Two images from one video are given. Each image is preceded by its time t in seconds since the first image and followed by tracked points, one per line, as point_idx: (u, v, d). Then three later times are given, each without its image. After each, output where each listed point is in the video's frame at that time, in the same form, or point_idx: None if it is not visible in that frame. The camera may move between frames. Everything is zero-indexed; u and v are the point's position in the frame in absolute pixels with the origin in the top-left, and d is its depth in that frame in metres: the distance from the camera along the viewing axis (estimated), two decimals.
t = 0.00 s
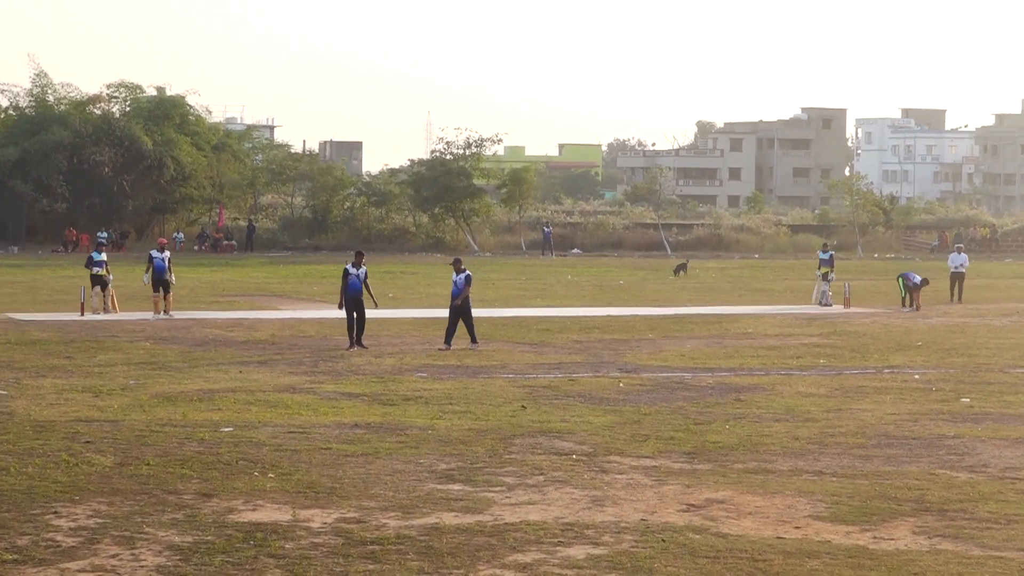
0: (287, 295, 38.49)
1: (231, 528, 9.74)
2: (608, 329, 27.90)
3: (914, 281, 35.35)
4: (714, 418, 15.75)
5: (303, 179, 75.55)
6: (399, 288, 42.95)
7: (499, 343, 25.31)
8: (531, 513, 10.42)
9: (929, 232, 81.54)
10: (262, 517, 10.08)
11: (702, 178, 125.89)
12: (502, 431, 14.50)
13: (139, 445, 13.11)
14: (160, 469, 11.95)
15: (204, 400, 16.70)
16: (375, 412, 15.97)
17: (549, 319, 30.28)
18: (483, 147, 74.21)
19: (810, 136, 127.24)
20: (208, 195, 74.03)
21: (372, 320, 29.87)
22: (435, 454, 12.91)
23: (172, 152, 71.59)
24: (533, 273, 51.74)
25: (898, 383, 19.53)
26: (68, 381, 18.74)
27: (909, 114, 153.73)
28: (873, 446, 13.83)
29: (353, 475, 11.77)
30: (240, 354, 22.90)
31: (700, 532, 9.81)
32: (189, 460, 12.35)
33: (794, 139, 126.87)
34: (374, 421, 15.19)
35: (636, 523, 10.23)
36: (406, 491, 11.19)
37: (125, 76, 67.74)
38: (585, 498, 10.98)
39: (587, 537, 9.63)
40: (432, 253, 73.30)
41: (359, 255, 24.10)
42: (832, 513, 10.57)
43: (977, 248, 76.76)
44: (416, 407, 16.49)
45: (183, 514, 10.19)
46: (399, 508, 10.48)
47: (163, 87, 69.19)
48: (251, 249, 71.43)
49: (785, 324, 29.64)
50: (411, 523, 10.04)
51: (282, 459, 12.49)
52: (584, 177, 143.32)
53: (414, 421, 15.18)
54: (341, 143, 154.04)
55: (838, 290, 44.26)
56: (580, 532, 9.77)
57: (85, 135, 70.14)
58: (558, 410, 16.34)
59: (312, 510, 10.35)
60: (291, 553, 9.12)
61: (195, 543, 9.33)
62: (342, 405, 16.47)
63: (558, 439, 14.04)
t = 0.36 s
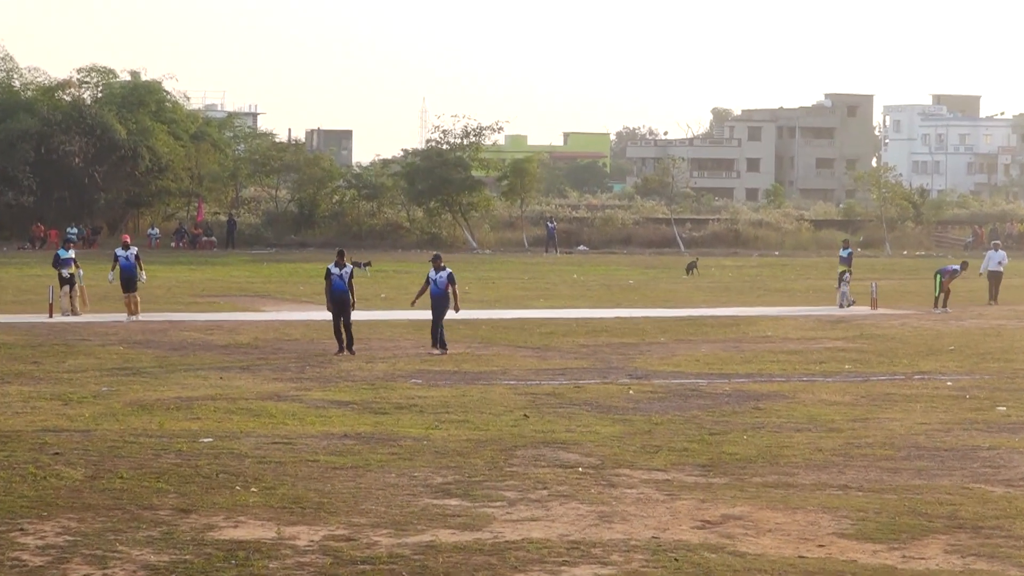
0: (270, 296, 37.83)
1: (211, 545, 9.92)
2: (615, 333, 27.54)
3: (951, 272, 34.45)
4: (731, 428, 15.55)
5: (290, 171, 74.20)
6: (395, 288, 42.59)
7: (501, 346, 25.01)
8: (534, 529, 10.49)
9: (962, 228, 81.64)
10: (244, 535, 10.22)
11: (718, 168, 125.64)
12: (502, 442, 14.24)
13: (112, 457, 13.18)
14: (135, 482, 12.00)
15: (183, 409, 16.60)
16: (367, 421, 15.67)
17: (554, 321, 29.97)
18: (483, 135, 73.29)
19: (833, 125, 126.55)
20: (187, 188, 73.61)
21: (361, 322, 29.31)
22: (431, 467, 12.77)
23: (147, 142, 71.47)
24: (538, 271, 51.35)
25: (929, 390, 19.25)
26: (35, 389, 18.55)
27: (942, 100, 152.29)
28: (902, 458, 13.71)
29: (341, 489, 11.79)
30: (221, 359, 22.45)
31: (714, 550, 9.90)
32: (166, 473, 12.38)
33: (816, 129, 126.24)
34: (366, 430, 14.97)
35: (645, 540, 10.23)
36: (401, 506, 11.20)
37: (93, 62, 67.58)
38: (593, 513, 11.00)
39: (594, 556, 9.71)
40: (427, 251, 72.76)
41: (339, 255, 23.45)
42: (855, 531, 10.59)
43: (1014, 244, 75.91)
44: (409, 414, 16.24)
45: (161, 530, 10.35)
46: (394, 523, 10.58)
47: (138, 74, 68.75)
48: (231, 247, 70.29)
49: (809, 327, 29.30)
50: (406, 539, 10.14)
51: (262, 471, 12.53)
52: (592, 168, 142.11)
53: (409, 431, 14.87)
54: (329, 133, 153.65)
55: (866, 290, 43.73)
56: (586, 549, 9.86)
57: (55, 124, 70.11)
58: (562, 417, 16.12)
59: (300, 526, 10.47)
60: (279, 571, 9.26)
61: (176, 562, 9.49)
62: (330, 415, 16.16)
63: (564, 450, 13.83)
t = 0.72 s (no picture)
0: (264, 297, 37.25)
1: (205, 564, 9.85)
2: (639, 336, 27.24)
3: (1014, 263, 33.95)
4: (765, 440, 15.41)
5: (291, 160, 74.46)
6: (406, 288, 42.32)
7: (522, 350, 24.75)
8: (555, 548, 10.50)
9: (1015, 223, 81.26)
10: (240, 553, 10.12)
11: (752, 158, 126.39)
12: (519, 454, 14.10)
13: (97, 471, 12.90)
14: (123, 497, 11.77)
15: (173, 418, 16.16)
16: (374, 432, 15.30)
17: (574, 323, 29.70)
18: (498, 125, 72.65)
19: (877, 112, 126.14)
20: (178, 179, 73.79)
21: (370, 324, 28.93)
22: (442, 482, 12.67)
23: (136, 130, 70.62)
24: (556, 269, 50.98)
25: (980, 399, 18.94)
26: (21, 397, 18.07)
27: (991, 85, 150.82)
28: (950, 472, 13.58)
29: (346, 505, 11.69)
30: (215, 364, 22.03)
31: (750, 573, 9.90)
32: (156, 489, 12.13)
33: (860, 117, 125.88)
34: (372, 442, 14.61)
35: (673, 560, 10.23)
36: (409, 524, 11.13)
37: (80, 47, 67.03)
38: (619, 531, 10.98)
39: None
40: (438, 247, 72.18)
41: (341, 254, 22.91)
42: (899, 551, 10.54)
43: None
44: (418, 425, 15.87)
45: (152, 547, 10.25)
46: (402, 543, 10.53)
47: (123, 56, 68.40)
48: (229, 243, 70.18)
49: (852, 329, 28.93)
50: (417, 559, 10.11)
51: (261, 484, 12.41)
52: (616, 159, 142.25)
53: (421, 443, 14.65)
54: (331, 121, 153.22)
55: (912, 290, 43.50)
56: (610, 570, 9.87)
57: (38, 111, 69.30)
58: (583, 428, 15.92)
59: (299, 544, 10.40)
60: None
61: None
62: (332, 425, 15.73)
63: (588, 463, 13.73)
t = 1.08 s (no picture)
0: (256, 298, 36.71)
1: None
2: (653, 340, 26.72)
3: None
4: (789, 452, 14.96)
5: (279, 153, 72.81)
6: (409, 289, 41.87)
7: (531, 355, 24.25)
8: (560, 569, 10.12)
9: None
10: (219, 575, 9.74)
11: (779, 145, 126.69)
12: (524, 467, 13.68)
13: (70, 485, 12.48)
14: (97, 514, 11.37)
15: (152, 429, 15.69)
16: (367, 443, 14.87)
17: (584, 326, 29.18)
18: (502, 113, 72.35)
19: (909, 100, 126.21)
20: (155, 170, 73.73)
21: (372, 328, 28.42)
22: (441, 497, 12.23)
23: (111, 118, 70.33)
24: (570, 269, 50.50)
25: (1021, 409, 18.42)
26: None
27: None
28: (989, 487, 13.16)
29: (337, 522, 11.26)
30: (199, 371, 21.51)
31: None
32: (134, 503, 11.76)
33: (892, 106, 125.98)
34: (363, 454, 14.19)
35: None
36: (406, 542, 10.72)
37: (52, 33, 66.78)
38: (633, 551, 10.59)
39: None
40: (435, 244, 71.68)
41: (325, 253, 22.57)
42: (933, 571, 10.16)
43: None
44: (415, 435, 15.45)
45: (126, 569, 9.87)
46: (397, 562, 10.16)
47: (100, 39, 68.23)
48: (210, 240, 69.90)
49: (884, 332, 28.53)
50: None
51: (250, 499, 12.00)
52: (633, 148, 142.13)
53: (418, 455, 14.20)
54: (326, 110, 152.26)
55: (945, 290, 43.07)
56: None
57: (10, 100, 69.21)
58: (591, 439, 15.47)
59: (285, 565, 10.05)
60: None
61: None
62: (323, 436, 15.28)
63: (598, 477, 13.31)
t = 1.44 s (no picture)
0: (287, 300, 36.96)
1: None
2: (692, 342, 26.78)
3: None
4: (829, 452, 15.06)
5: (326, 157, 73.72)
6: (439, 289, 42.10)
7: (570, 357, 24.37)
8: (604, 565, 10.28)
9: None
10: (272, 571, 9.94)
11: (814, 152, 126.44)
12: (567, 466, 13.81)
13: (120, 483, 12.68)
14: (148, 512, 11.57)
15: (201, 429, 15.91)
16: (413, 442, 15.06)
17: (621, 329, 29.27)
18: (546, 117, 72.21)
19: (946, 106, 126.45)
20: (206, 175, 74.51)
21: (408, 329, 28.57)
22: (486, 495, 12.37)
23: (162, 124, 71.56)
24: (604, 271, 50.70)
25: None
26: (32, 405, 17.99)
27: None
28: None
29: (384, 519, 11.43)
30: (234, 371, 21.77)
31: None
32: (183, 501, 11.95)
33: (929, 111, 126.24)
34: (409, 452, 14.39)
35: None
36: (452, 539, 10.89)
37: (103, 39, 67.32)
38: (675, 548, 10.73)
39: None
40: (481, 247, 71.47)
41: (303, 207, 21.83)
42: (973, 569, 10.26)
43: None
44: (460, 435, 15.62)
45: (179, 565, 10.08)
46: (444, 559, 10.33)
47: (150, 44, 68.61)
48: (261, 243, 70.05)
49: (921, 334, 28.77)
50: None
51: (297, 496, 12.17)
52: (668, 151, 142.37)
53: (463, 454, 14.33)
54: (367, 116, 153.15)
55: (985, 292, 43.04)
56: None
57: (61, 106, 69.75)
58: (634, 439, 15.60)
59: (335, 561, 10.22)
60: None
61: None
62: (368, 436, 15.46)
63: (640, 476, 13.43)
